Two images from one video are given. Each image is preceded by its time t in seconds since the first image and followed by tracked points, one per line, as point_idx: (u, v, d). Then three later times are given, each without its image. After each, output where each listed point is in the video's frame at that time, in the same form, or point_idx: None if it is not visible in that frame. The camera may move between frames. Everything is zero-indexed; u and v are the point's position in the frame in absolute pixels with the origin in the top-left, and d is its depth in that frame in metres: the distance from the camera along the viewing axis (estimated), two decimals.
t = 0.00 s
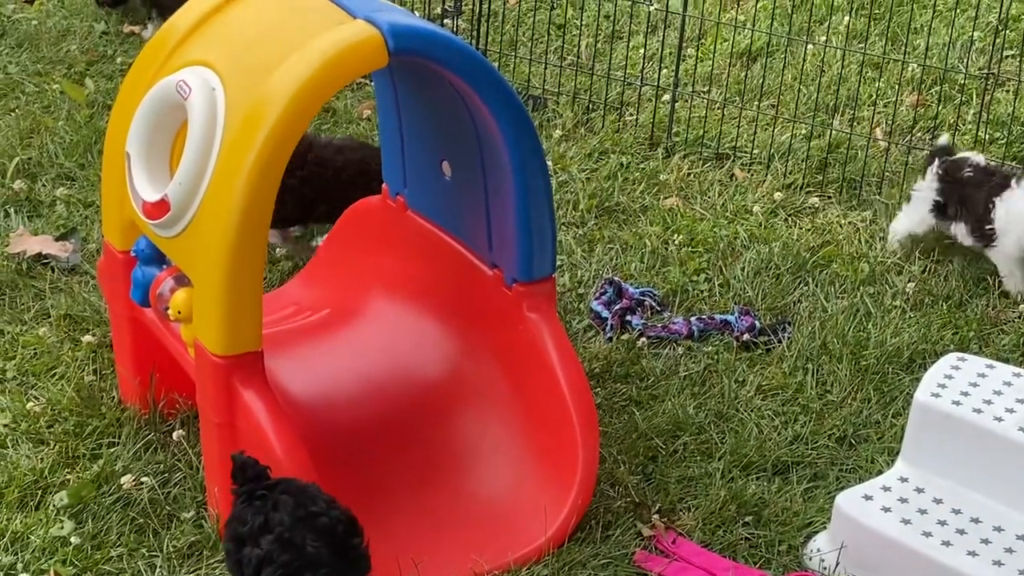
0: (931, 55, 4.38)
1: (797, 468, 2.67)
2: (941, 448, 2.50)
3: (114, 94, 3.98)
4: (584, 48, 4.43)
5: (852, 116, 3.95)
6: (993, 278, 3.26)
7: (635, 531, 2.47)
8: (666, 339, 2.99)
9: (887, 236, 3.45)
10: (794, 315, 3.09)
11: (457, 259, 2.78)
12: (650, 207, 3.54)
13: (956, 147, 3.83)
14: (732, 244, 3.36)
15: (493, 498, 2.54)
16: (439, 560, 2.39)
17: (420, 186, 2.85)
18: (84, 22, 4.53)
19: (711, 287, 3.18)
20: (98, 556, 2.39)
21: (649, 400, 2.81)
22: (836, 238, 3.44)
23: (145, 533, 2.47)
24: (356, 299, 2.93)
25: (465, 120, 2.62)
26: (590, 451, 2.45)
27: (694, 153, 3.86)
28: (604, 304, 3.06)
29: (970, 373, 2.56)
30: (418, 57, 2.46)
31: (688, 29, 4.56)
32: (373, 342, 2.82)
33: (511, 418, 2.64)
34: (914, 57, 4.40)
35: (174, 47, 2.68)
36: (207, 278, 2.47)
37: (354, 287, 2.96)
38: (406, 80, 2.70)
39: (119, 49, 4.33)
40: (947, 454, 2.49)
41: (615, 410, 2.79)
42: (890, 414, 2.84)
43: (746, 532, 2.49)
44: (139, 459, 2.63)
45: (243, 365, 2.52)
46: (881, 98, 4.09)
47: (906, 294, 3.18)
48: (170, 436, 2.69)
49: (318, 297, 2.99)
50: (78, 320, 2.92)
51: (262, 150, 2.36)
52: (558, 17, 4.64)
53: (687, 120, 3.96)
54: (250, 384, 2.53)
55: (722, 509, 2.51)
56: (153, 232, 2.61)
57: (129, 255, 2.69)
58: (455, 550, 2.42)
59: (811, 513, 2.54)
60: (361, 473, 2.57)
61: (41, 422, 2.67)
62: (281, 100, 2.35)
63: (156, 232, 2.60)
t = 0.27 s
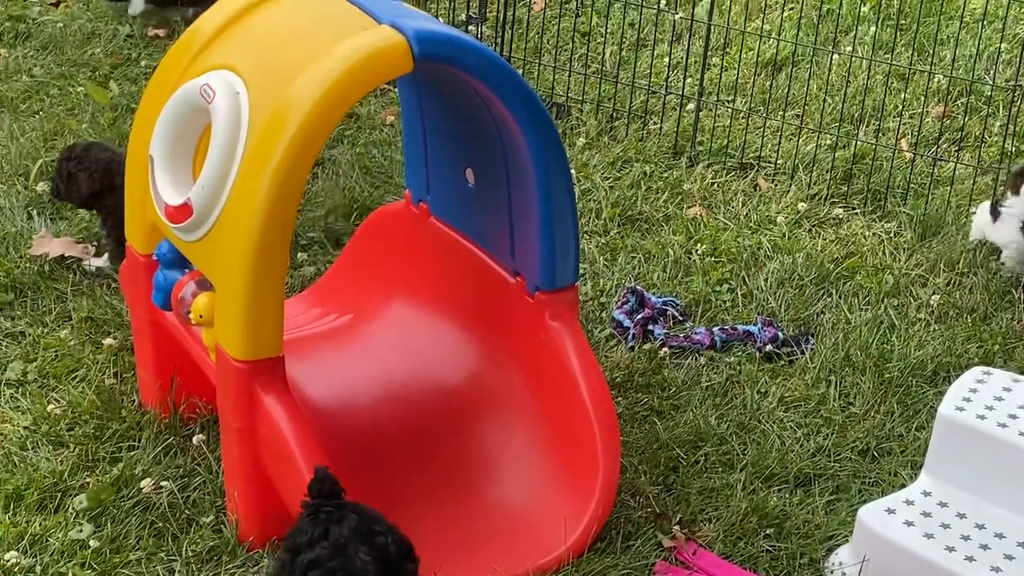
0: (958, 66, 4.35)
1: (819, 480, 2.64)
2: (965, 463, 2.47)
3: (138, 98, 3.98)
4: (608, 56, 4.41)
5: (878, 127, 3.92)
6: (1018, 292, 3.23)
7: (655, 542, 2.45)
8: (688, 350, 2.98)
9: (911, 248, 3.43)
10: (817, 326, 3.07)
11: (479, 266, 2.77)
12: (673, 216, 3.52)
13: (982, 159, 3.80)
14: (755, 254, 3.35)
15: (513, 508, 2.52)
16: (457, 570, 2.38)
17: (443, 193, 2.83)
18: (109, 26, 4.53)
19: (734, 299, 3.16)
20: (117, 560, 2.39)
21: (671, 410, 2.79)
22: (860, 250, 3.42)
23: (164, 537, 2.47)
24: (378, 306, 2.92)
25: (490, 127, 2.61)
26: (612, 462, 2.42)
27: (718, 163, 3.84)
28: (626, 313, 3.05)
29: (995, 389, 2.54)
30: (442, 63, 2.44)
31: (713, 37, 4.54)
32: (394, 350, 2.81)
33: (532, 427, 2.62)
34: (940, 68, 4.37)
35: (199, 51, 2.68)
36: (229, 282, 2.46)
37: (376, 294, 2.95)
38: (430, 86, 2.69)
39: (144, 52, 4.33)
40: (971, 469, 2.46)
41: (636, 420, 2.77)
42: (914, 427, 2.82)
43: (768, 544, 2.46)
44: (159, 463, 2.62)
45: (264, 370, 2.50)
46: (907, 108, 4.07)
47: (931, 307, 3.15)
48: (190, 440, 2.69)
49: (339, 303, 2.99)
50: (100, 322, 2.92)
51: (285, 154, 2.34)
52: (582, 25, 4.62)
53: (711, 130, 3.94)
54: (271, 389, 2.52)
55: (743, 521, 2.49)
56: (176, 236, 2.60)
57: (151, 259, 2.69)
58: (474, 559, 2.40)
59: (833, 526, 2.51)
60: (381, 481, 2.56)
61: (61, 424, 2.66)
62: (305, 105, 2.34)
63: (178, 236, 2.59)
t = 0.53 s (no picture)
0: (991, 83, 4.33)
1: (848, 496, 2.63)
2: (995, 481, 2.45)
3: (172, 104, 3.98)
4: (640, 68, 4.40)
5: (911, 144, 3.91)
6: None
7: (682, 556, 2.44)
8: (717, 363, 2.97)
9: (943, 264, 3.41)
10: (847, 342, 3.06)
11: (509, 276, 2.77)
12: (704, 229, 3.52)
13: (1015, 176, 3.78)
14: (786, 269, 3.33)
15: (541, 521, 2.52)
16: None
17: (475, 203, 2.83)
18: (144, 33, 4.55)
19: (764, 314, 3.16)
20: (146, 565, 2.40)
21: (699, 424, 2.78)
22: (891, 265, 3.40)
23: (193, 543, 2.48)
24: (408, 314, 2.93)
25: (524, 139, 2.60)
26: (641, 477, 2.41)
27: (749, 176, 3.83)
28: (655, 326, 3.05)
29: None
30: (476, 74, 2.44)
31: (746, 51, 4.53)
32: (424, 359, 2.81)
33: (561, 440, 2.62)
34: (974, 84, 4.35)
35: (235, 59, 2.69)
36: (261, 290, 2.46)
37: (407, 302, 2.96)
38: (464, 96, 2.69)
39: (179, 61, 4.33)
40: (1000, 487, 2.44)
41: (664, 433, 2.76)
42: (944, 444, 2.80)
43: (795, 560, 2.45)
44: (188, 469, 2.63)
45: (295, 379, 2.51)
46: (940, 124, 4.05)
47: (962, 324, 3.14)
48: (219, 446, 2.70)
49: (370, 310, 2.99)
50: (132, 328, 2.94)
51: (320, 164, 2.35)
52: (614, 37, 4.62)
53: (743, 143, 3.94)
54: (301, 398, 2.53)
55: (771, 536, 2.48)
56: (209, 243, 2.61)
57: (184, 265, 2.70)
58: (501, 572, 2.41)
59: (861, 543, 2.49)
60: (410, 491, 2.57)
61: (92, 429, 2.68)
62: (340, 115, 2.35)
63: (212, 243, 2.60)
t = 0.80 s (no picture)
0: None
1: (888, 515, 2.62)
2: None
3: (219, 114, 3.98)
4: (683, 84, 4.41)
5: (954, 163, 3.91)
6: None
7: (721, 572, 2.43)
8: (757, 379, 2.97)
9: (985, 284, 3.40)
10: (888, 361, 3.06)
11: (551, 290, 2.78)
12: (745, 245, 3.53)
13: None
14: (827, 286, 3.34)
15: (580, 534, 2.53)
16: None
17: (518, 216, 2.84)
18: (191, 44, 4.57)
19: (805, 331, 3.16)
20: (187, 569, 2.41)
21: (739, 440, 2.78)
22: (934, 284, 3.39)
23: (234, 548, 2.50)
24: (449, 325, 2.94)
25: (568, 153, 2.61)
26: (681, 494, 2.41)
27: (790, 193, 3.84)
28: (695, 341, 3.05)
29: None
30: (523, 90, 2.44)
31: (789, 68, 4.54)
32: (465, 371, 2.83)
33: (600, 454, 2.62)
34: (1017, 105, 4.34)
35: (284, 69, 2.71)
36: (307, 300, 2.47)
37: (448, 313, 2.97)
38: (510, 109, 2.70)
39: (226, 70, 4.34)
40: None
41: (704, 448, 2.76)
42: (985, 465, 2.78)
43: None
44: (230, 475, 2.65)
45: (338, 388, 2.52)
46: (983, 144, 4.04)
47: (1005, 344, 3.12)
48: (261, 453, 2.72)
49: (411, 321, 3.01)
50: (176, 334, 2.96)
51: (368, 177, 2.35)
52: (657, 52, 4.63)
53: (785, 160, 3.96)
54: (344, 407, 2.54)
55: (811, 553, 2.46)
56: (256, 252, 2.64)
57: (230, 274, 2.72)
58: None
59: (901, 562, 2.48)
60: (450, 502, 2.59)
61: (136, 434, 2.70)
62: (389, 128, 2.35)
63: (258, 252, 2.63)
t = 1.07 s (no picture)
0: None
1: (939, 538, 2.61)
2: None
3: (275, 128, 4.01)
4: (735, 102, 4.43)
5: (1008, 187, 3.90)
6: None
7: None
8: (808, 400, 2.97)
9: None
10: (941, 384, 3.05)
11: (604, 307, 2.79)
12: (796, 264, 3.53)
13: None
14: (879, 308, 3.34)
15: (628, 549, 2.52)
16: None
17: (573, 232, 2.86)
18: (248, 58, 4.62)
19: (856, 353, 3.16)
20: None
21: (790, 460, 2.78)
22: (987, 307, 3.38)
23: (288, 557, 2.52)
24: (501, 340, 2.97)
25: (623, 171, 2.61)
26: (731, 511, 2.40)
27: (843, 214, 3.84)
28: (746, 360, 3.06)
29: None
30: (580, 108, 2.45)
31: (842, 88, 4.55)
32: (517, 385, 2.85)
33: (650, 471, 2.62)
34: None
35: (345, 84, 2.75)
36: (364, 312, 2.50)
37: (500, 328, 3.00)
38: (567, 127, 2.72)
39: (282, 84, 4.38)
40: None
41: (754, 468, 2.76)
42: None
43: None
44: (284, 484, 2.68)
45: (393, 400, 2.54)
46: None
47: None
48: (315, 463, 2.74)
49: (464, 335, 3.04)
50: (232, 344, 2.99)
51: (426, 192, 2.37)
52: (709, 72, 4.65)
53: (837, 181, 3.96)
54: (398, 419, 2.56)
55: None
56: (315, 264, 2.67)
57: (288, 285, 2.75)
58: None
59: None
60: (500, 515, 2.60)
61: (192, 441, 2.73)
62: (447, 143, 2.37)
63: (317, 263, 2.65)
